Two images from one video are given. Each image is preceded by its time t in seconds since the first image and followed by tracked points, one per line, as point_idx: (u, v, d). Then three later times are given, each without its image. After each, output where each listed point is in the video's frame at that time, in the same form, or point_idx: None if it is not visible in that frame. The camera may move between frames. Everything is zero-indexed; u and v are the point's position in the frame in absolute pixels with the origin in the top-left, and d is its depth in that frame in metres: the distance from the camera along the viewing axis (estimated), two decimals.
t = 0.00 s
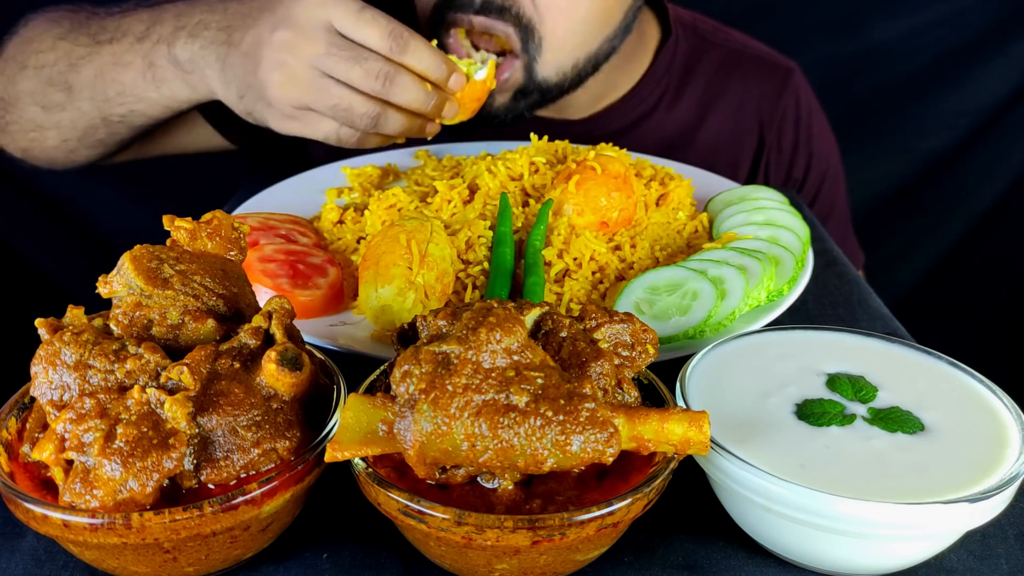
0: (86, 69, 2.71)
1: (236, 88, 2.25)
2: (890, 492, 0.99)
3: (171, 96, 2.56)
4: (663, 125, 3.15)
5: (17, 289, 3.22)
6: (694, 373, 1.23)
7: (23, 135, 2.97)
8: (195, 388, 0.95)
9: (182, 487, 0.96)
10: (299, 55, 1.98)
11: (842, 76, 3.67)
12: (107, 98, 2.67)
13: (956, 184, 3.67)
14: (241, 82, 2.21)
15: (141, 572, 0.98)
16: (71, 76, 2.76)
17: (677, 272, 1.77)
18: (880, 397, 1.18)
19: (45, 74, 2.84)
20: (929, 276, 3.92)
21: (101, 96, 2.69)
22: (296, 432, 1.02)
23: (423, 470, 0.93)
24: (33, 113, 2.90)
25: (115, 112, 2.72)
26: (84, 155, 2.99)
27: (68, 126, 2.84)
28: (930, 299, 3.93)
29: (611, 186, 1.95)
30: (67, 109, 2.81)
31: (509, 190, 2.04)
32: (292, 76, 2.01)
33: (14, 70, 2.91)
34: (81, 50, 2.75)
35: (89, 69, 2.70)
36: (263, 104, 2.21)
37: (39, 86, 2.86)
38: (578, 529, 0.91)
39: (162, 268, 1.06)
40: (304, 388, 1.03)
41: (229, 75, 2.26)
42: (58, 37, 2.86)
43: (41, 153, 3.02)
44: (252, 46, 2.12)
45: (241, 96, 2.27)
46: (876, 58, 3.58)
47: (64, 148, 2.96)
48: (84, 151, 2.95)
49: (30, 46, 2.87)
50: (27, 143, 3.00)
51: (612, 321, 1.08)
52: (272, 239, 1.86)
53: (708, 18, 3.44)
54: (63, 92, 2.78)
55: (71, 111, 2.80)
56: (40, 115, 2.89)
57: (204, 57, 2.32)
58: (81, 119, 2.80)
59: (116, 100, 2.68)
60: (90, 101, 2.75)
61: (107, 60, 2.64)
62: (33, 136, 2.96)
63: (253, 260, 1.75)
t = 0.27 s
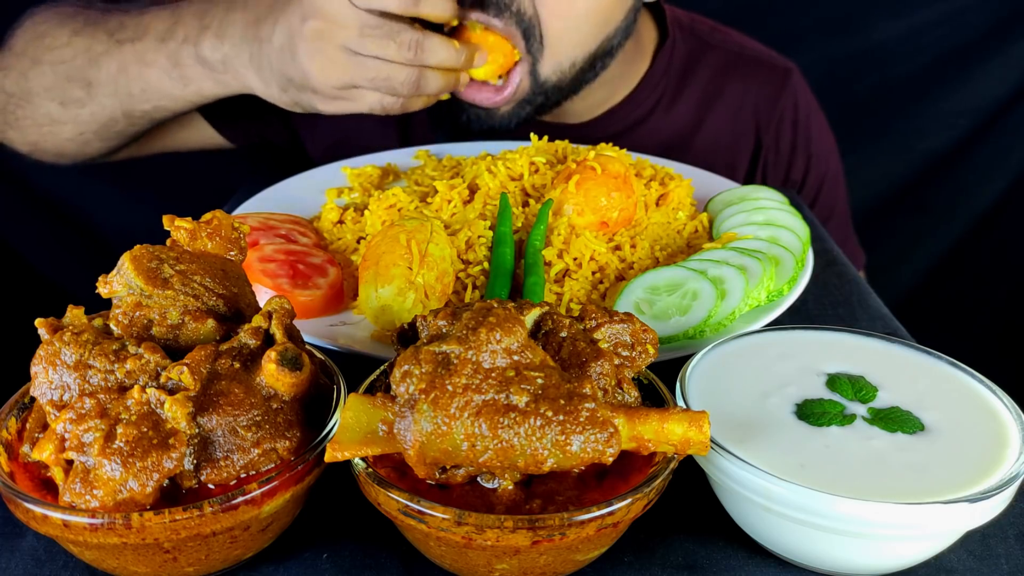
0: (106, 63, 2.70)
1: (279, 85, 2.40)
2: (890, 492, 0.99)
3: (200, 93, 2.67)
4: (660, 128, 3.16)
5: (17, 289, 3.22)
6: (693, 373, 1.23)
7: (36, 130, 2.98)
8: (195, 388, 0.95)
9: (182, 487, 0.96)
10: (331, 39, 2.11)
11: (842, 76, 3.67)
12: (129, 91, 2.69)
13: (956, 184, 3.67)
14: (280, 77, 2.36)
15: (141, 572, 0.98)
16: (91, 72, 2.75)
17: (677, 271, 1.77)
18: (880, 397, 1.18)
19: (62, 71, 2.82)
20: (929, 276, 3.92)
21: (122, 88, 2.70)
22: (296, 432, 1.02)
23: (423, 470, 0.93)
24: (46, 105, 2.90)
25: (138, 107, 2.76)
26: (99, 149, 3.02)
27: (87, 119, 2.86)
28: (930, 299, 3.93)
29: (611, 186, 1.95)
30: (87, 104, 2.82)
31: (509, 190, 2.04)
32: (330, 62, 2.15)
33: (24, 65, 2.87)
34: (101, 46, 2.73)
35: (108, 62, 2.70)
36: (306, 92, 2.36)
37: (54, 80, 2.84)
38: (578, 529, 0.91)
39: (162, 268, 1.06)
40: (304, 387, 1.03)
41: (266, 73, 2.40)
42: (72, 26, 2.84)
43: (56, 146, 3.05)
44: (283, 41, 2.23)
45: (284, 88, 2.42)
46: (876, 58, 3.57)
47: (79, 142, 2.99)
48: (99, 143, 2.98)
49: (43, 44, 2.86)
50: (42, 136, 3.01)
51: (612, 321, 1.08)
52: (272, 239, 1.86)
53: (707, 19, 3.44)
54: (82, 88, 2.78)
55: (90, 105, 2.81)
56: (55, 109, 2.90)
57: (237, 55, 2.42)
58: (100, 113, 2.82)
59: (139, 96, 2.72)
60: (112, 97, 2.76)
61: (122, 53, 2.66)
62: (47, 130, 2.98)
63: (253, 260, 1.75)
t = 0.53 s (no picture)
0: (100, 80, 2.73)
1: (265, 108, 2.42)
2: (890, 492, 0.99)
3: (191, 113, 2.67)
4: (662, 128, 3.16)
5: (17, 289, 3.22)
6: (693, 373, 1.23)
7: (35, 140, 3.03)
8: (195, 388, 0.95)
9: (182, 487, 0.96)
10: (309, 63, 2.12)
11: (842, 76, 3.67)
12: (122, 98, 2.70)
13: (956, 184, 3.67)
14: (266, 102, 2.38)
15: (141, 572, 0.98)
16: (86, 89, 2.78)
17: (676, 272, 1.77)
18: (880, 397, 1.18)
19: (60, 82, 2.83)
20: (929, 276, 3.92)
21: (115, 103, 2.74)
22: (296, 432, 1.02)
23: (423, 470, 0.93)
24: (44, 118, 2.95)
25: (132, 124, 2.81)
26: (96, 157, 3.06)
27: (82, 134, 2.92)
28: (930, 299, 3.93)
29: (611, 186, 1.95)
30: (82, 119, 2.87)
31: (509, 190, 2.04)
32: (311, 86, 2.16)
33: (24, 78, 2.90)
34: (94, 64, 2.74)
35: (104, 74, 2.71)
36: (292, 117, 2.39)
37: (49, 94, 2.87)
38: (578, 529, 0.91)
39: (162, 269, 1.06)
40: (304, 388, 1.03)
41: (252, 98, 2.41)
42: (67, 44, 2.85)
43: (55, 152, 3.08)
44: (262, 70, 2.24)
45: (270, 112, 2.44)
46: (876, 58, 3.57)
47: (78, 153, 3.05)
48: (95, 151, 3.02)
49: (40, 56, 2.87)
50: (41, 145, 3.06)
51: (612, 321, 1.08)
52: (272, 239, 1.86)
53: (708, 19, 3.44)
54: (77, 104, 2.82)
55: (86, 120, 2.87)
56: (52, 123, 2.95)
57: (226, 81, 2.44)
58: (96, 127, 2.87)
59: (133, 116, 2.77)
60: (106, 114, 2.80)
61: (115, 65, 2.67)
62: (46, 141, 3.03)
63: (253, 260, 1.75)
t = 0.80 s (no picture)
0: (106, 78, 2.71)
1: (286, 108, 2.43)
2: (890, 492, 0.99)
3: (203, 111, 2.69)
4: (664, 127, 3.15)
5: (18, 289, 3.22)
6: (693, 373, 1.23)
7: (36, 139, 2.98)
8: (196, 388, 0.95)
9: (182, 487, 0.96)
10: (340, 64, 2.13)
11: (843, 75, 3.67)
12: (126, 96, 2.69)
13: (955, 184, 3.67)
14: (288, 101, 2.39)
15: (141, 572, 0.98)
16: (90, 87, 2.76)
17: (677, 272, 1.77)
18: (880, 397, 1.18)
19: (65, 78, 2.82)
20: (929, 276, 3.92)
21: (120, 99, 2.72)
22: (296, 432, 1.02)
23: (423, 470, 0.93)
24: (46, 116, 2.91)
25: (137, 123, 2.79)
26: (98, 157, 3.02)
27: (86, 132, 2.88)
28: (930, 299, 3.93)
29: (611, 186, 1.95)
30: (85, 118, 2.84)
31: (509, 190, 2.04)
32: (338, 87, 2.17)
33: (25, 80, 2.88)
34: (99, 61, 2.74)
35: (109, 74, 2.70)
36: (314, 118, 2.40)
37: (53, 91, 2.84)
38: (578, 529, 0.91)
39: (162, 268, 1.06)
40: (304, 387, 1.03)
41: (271, 96, 2.42)
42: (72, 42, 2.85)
43: (56, 154, 3.04)
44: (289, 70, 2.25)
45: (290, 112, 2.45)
46: (876, 57, 3.57)
47: (80, 152, 3.00)
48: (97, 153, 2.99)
49: (46, 54, 2.86)
50: (41, 145, 3.01)
51: (612, 321, 1.08)
52: (272, 240, 1.86)
53: (708, 19, 3.44)
54: (81, 102, 2.79)
55: (90, 118, 2.84)
56: (54, 121, 2.91)
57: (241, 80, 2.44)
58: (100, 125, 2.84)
59: (138, 114, 2.75)
60: (111, 112, 2.79)
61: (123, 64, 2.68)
62: (47, 140, 2.98)
63: (253, 260, 1.75)
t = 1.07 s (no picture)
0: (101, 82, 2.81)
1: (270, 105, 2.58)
2: (890, 492, 0.99)
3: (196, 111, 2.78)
4: (664, 127, 3.15)
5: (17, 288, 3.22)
6: (694, 373, 1.23)
7: (33, 140, 3.08)
8: (195, 388, 0.95)
9: (182, 487, 0.96)
10: (320, 54, 2.27)
11: (843, 75, 3.66)
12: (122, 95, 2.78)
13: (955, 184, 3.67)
14: (270, 94, 2.51)
15: (141, 572, 0.98)
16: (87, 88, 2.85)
17: (676, 272, 1.77)
18: (880, 397, 1.18)
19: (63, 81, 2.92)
20: (929, 276, 3.92)
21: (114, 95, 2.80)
22: (296, 432, 1.02)
23: (423, 470, 0.93)
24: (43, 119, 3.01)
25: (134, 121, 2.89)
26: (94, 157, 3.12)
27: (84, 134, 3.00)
28: (930, 299, 3.93)
29: (611, 186, 1.95)
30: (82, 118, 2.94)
31: (509, 190, 2.04)
32: (319, 77, 2.31)
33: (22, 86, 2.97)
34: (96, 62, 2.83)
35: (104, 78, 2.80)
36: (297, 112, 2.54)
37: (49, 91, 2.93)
38: (578, 529, 0.91)
39: (162, 268, 1.06)
40: (304, 387, 1.03)
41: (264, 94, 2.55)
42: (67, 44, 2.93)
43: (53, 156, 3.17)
44: (271, 58, 2.39)
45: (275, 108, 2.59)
46: (876, 57, 3.57)
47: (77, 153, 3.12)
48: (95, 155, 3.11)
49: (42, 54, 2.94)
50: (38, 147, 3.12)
51: (612, 321, 1.08)
52: (272, 240, 1.86)
53: (708, 19, 3.43)
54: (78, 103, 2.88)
55: (87, 121, 2.94)
56: (52, 122, 3.01)
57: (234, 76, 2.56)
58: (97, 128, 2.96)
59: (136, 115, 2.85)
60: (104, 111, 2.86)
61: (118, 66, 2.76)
62: (45, 141, 3.08)
63: (253, 260, 1.75)
